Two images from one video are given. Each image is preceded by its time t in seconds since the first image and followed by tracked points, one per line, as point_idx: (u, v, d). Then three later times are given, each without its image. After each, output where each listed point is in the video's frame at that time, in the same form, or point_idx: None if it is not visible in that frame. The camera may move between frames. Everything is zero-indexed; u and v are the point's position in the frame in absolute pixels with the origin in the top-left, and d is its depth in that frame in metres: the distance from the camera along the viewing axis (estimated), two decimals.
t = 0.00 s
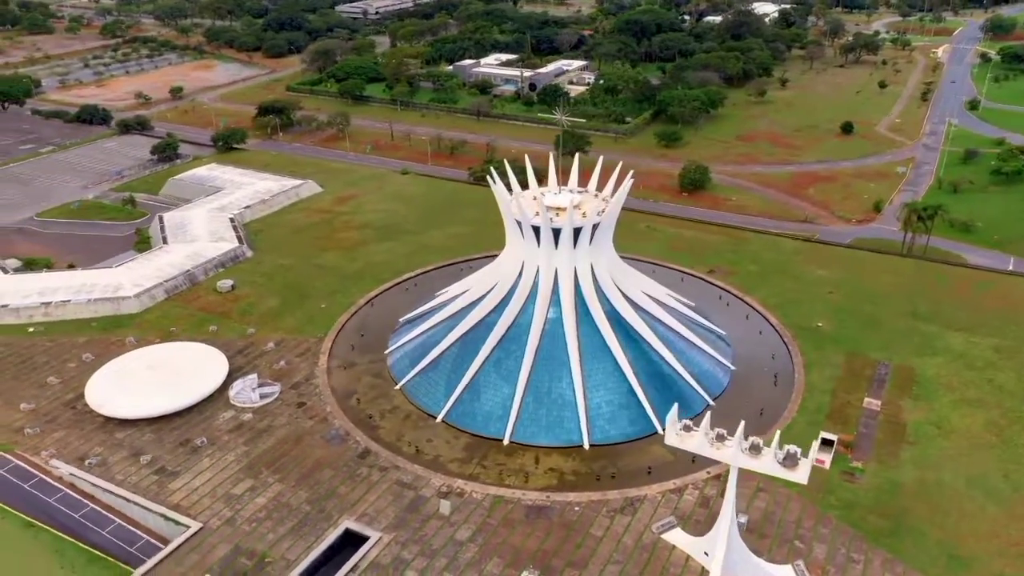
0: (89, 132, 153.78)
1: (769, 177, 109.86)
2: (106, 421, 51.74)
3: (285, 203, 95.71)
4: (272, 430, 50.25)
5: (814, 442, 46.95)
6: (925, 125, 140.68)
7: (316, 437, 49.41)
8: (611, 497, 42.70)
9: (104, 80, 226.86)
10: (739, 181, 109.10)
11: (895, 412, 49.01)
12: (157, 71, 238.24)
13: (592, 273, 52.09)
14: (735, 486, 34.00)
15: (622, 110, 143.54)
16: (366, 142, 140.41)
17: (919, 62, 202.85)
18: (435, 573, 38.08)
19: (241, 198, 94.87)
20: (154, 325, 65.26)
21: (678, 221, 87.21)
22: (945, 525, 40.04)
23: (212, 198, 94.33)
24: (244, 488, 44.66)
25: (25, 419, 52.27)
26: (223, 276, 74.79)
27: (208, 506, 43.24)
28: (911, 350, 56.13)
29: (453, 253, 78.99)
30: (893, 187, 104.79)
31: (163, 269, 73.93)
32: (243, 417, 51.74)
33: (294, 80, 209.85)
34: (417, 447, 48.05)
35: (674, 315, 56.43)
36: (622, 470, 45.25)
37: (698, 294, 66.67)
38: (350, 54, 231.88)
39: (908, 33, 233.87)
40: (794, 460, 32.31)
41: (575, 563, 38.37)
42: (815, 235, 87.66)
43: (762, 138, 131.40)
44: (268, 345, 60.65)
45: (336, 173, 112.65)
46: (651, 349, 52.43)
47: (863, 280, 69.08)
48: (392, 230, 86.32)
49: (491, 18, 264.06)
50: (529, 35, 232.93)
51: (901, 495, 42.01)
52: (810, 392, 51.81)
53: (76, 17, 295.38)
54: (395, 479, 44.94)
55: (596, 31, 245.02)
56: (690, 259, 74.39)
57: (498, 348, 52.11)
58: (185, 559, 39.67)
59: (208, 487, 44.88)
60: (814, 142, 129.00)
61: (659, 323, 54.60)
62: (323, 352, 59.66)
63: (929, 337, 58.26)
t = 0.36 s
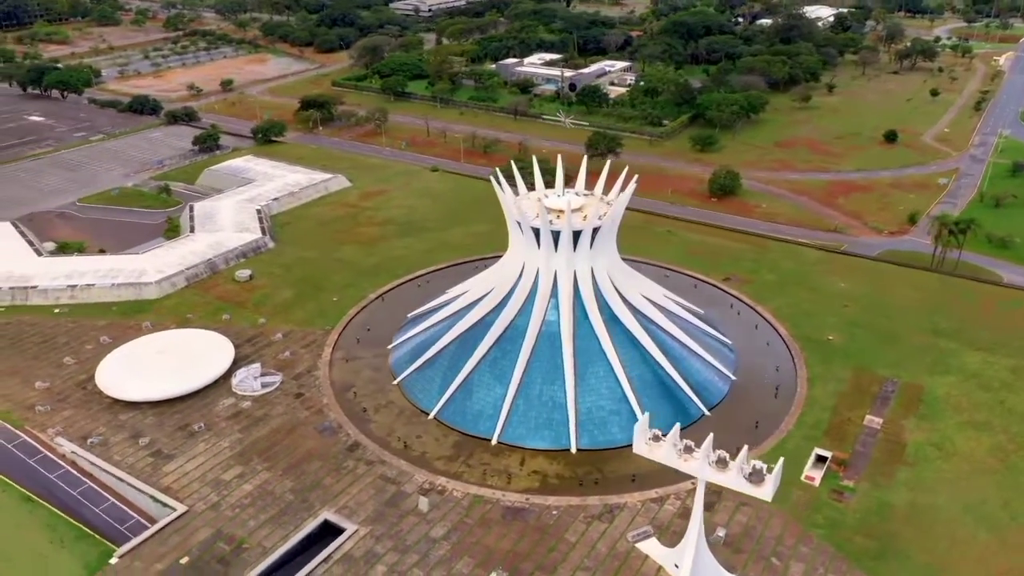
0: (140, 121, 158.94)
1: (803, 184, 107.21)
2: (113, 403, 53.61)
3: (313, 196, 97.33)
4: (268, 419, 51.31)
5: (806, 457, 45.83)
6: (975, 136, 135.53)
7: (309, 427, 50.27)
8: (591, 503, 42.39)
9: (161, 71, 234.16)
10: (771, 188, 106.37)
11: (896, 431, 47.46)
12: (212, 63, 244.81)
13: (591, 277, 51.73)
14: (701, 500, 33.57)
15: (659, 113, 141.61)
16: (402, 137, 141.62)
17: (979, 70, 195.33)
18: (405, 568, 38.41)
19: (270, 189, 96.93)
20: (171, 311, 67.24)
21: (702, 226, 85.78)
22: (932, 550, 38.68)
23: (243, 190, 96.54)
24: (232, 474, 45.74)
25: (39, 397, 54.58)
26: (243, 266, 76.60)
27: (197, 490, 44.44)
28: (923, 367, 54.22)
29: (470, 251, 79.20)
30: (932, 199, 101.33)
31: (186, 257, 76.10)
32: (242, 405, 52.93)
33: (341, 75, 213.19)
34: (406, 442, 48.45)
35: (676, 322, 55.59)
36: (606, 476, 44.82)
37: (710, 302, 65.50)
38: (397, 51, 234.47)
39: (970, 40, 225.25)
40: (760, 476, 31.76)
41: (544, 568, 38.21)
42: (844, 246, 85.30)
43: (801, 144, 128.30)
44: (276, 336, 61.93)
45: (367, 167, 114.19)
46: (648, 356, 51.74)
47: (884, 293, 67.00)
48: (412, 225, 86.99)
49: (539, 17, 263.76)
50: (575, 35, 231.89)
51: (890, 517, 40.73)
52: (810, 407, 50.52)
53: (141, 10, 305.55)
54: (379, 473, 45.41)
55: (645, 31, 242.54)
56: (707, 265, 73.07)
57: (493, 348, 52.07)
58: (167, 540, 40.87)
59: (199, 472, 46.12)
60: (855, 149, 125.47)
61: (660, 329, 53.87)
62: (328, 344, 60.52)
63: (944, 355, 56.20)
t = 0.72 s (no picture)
0: (190, 116, 163.80)
1: (841, 190, 103.85)
2: (121, 386, 55.41)
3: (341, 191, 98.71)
4: (265, 408, 52.28)
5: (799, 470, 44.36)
6: None
7: (303, 418, 51.01)
8: (569, 506, 41.79)
9: (218, 68, 241.11)
10: (808, 195, 101.67)
11: (898, 447, 45.57)
12: (267, 61, 250.96)
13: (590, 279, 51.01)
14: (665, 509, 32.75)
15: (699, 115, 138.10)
16: (440, 136, 142.34)
17: None
18: (375, 561, 38.63)
19: (300, 184, 98.74)
20: (189, 300, 69.15)
21: (727, 231, 83.79)
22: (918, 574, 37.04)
23: (273, 184, 98.51)
24: (223, 460, 46.74)
25: (54, 377, 56.82)
26: (264, 258, 78.24)
27: (186, 473, 45.57)
28: (937, 384, 51.93)
29: (487, 250, 79.15)
30: (977, 210, 97.01)
31: (210, 247, 78.16)
32: (242, 393, 54.04)
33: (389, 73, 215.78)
34: (395, 436, 48.68)
35: (680, 328, 54.35)
36: (589, 480, 44.11)
37: (722, 309, 63.94)
38: (446, 50, 236.19)
39: None
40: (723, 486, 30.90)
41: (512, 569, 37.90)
42: (876, 256, 82.21)
43: (845, 150, 124.30)
44: (284, 327, 63.04)
45: (398, 165, 114.86)
46: (645, 360, 50.74)
47: (907, 306, 64.30)
48: (433, 223, 87.41)
49: (589, 18, 262.01)
50: (625, 36, 229.58)
51: (877, 538, 39.15)
52: (810, 418, 48.88)
53: (204, 9, 315.24)
54: (363, 465, 45.77)
55: (697, 33, 238.67)
56: (725, 270, 71.33)
57: (489, 347, 51.87)
58: (151, 520, 41.98)
59: (191, 456, 47.26)
60: (902, 157, 120.97)
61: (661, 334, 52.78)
62: (333, 338, 61.17)
63: (961, 372, 53.71)
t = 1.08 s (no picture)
0: (239, 110, 168.11)
1: (880, 199, 100.19)
2: (132, 369, 57.39)
3: (369, 188, 100.04)
4: (264, 397, 53.43)
5: (787, 483, 43.20)
6: None
7: (299, 408, 51.94)
8: (546, 508, 41.53)
9: (272, 64, 246.96)
10: (843, 203, 98.20)
11: (895, 466, 43.90)
12: (320, 58, 255.86)
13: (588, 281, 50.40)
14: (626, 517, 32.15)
15: (740, 119, 134.59)
16: (476, 134, 142.64)
17: None
18: (347, 552, 39.13)
19: (330, 180, 100.42)
20: (208, 290, 71.18)
21: (752, 237, 81.70)
22: None
23: (304, 179, 100.42)
24: (216, 446, 47.95)
25: (72, 359, 59.26)
26: (285, 250, 79.93)
27: (180, 457, 46.95)
28: (947, 401, 49.75)
29: (503, 249, 79.06)
30: None
31: (234, 239, 80.35)
32: (244, 381, 55.35)
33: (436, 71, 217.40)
34: (385, 431, 49.13)
35: (681, 334, 53.25)
36: (571, 484, 43.71)
37: (734, 317, 62.40)
38: (495, 50, 236.79)
39: None
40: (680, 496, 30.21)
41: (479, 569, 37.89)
42: (907, 268, 79.10)
43: (889, 157, 119.91)
44: (294, 319, 64.30)
45: (429, 163, 114.81)
46: (640, 366, 49.88)
47: (931, 320, 61.61)
48: (455, 221, 87.72)
49: (640, 18, 258.76)
50: (675, 37, 226.13)
51: (858, 559, 37.90)
52: (807, 432, 47.45)
53: (265, 6, 323.32)
54: (349, 458, 46.36)
55: (750, 35, 233.42)
56: (743, 278, 69.62)
57: (484, 346, 51.87)
58: (140, 500, 43.36)
59: (187, 441, 48.66)
60: (950, 166, 116.07)
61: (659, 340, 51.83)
62: (339, 331, 62.04)
63: (977, 391, 51.33)
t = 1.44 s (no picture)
0: (285, 106, 171.55)
1: (921, 210, 96.36)
2: (145, 354, 59.26)
3: (397, 184, 100.95)
4: (266, 386, 54.51)
5: (774, 498, 42.00)
6: None
7: (297, 399, 52.81)
8: (524, 510, 41.30)
9: (324, 62, 251.65)
10: (879, 213, 94.93)
11: (890, 487, 42.28)
12: (371, 56, 259.51)
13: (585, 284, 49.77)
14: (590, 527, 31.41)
15: (782, 124, 131.28)
16: (513, 134, 142.24)
17: None
18: (322, 543, 39.63)
19: (360, 176, 101.78)
20: (228, 280, 72.95)
21: (778, 245, 79.45)
22: None
23: (334, 175, 101.90)
24: (213, 432, 49.12)
25: (91, 343, 61.54)
26: (307, 244, 81.34)
27: (177, 442, 48.25)
28: (957, 421, 47.67)
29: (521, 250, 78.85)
30: None
31: (259, 231, 82.16)
32: (249, 370, 56.52)
33: (482, 70, 218.18)
34: (378, 425, 49.59)
35: (682, 341, 52.23)
36: (553, 488, 43.34)
37: (745, 326, 60.83)
38: (543, 50, 236.31)
39: None
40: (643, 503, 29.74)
41: (450, 567, 37.83)
42: (940, 283, 75.90)
43: (936, 167, 115.34)
44: (305, 312, 65.38)
45: (460, 160, 114.92)
46: (635, 371, 49.10)
47: (954, 336, 58.94)
48: (477, 221, 87.81)
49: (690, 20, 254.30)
50: (726, 40, 221.77)
51: None
52: (805, 446, 45.97)
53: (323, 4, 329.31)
54: (338, 450, 46.91)
55: (805, 39, 227.37)
56: (762, 285, 67.69)
57: (480, 346, 51.79)
58: (133, 481, 44.72)
59: (186, 426, 50.00)
60: (1000, 178, 110.91)
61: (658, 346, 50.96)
62: (347, 326, 62.82)
63: (991, 412, 48.92)
